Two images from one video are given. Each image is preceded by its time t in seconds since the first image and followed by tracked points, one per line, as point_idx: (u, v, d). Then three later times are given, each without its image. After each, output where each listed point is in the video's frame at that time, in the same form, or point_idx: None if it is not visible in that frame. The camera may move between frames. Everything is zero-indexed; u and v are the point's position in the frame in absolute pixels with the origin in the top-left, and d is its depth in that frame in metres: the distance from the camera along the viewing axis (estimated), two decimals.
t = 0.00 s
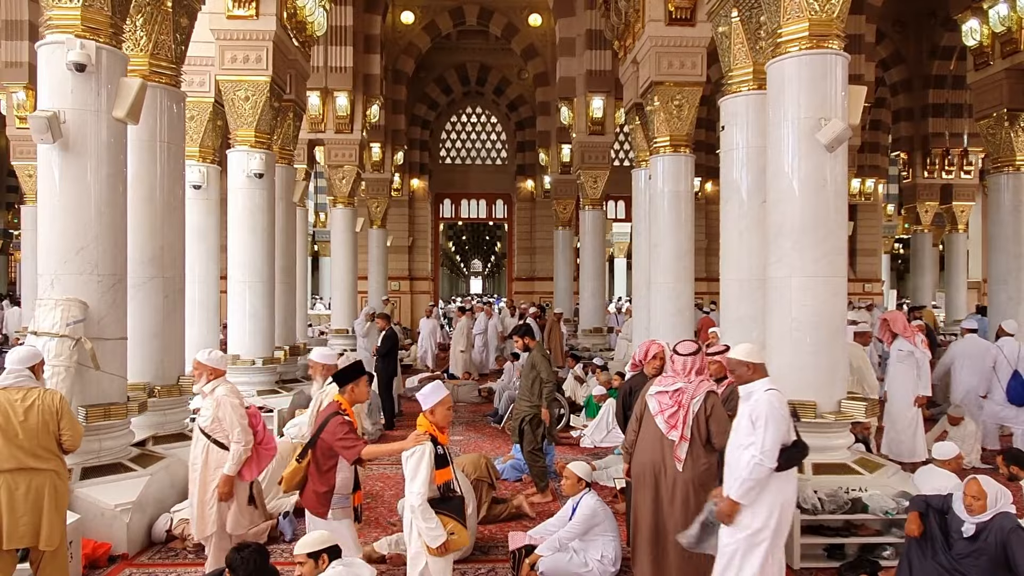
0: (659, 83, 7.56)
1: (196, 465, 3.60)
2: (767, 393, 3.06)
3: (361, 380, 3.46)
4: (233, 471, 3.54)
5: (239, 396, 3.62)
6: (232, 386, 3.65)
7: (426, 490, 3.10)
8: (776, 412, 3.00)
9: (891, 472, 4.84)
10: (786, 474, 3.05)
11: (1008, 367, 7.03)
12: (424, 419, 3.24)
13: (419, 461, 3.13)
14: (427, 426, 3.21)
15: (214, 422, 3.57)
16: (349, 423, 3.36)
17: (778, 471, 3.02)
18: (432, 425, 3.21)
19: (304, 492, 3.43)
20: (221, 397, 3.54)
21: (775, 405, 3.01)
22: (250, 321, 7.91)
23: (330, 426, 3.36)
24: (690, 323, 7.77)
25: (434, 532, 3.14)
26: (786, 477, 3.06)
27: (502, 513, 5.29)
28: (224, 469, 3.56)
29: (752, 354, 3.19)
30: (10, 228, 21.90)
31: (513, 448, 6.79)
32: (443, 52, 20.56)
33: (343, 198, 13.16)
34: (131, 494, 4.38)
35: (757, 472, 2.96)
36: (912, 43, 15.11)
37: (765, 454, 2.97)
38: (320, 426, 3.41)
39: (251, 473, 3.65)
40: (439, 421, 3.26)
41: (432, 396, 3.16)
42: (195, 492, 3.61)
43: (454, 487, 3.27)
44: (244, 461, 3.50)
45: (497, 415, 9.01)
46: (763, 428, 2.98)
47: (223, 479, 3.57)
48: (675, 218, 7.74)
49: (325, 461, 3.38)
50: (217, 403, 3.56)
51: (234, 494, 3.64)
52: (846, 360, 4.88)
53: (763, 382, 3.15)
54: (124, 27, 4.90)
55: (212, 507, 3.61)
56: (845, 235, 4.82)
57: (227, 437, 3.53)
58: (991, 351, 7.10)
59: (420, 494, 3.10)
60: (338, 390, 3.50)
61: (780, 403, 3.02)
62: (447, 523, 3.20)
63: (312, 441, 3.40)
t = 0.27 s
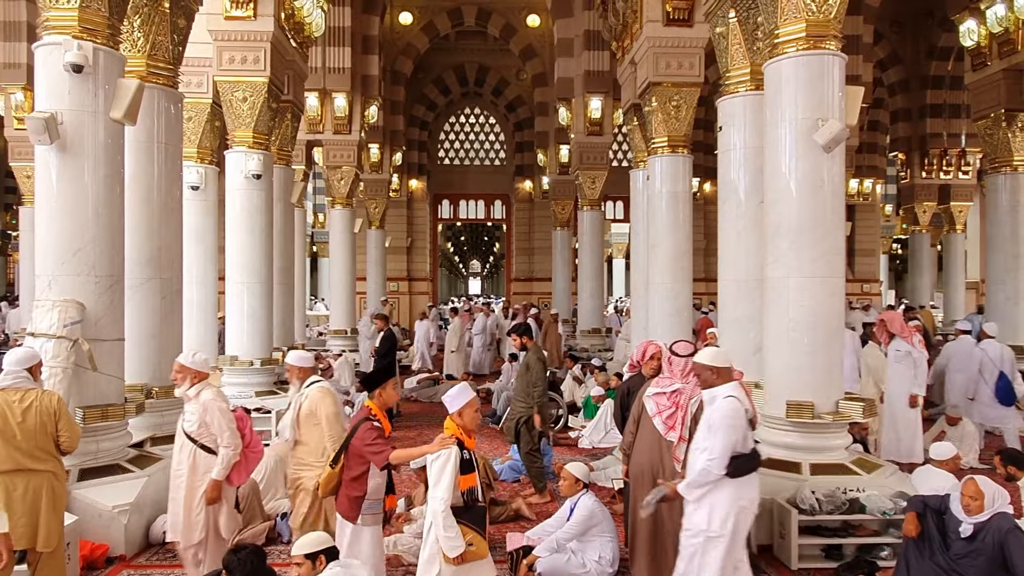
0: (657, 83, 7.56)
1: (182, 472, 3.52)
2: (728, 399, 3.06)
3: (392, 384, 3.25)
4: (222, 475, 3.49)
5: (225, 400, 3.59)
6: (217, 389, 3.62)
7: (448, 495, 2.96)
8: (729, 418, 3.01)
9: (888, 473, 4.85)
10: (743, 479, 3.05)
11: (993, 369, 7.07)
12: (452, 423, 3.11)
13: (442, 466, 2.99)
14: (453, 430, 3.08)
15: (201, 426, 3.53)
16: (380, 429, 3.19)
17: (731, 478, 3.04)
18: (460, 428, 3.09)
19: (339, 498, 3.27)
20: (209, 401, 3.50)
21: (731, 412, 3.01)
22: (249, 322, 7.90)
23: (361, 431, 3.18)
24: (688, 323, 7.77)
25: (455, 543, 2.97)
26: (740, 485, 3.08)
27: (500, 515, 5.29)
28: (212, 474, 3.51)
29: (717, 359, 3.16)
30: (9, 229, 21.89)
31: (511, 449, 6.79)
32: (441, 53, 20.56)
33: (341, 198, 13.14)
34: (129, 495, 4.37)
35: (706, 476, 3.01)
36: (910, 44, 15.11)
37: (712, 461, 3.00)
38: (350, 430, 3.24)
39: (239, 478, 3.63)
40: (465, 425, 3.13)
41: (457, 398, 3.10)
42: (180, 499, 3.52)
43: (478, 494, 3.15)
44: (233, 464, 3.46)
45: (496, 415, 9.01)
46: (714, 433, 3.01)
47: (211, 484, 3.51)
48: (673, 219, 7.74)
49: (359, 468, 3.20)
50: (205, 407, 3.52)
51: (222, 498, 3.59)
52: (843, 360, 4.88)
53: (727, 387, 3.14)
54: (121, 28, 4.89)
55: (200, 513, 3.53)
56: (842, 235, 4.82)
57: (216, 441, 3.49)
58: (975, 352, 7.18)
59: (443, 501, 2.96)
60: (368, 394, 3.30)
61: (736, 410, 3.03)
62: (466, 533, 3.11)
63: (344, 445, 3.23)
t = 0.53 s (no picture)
0: (649, 83, 7.57)
1: (159, 478, 3.44)
2: (683, 398, 3.23)
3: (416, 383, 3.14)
4: (201, 480, 3.41)
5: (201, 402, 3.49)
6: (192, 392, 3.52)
7: (472, 499, 2.82)
8: (681, 418, 3.17)
9: (877, 471, 4.87)
10: (697, 475, 3.23)
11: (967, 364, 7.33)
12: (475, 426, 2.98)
13: (465, 469, 2.83)
14: (476, 434, 2.96)
15: (178, 430, 3.46)
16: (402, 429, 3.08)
17: (683, 473, 3.22)
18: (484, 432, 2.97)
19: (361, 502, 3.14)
20: (184, 404, 3.41)
21: (684, 411, 3.18)
22: (239, 322, 7.86)
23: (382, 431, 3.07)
24: (679, 323, 7.79)
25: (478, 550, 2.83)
26: (693, 481, 3.25)
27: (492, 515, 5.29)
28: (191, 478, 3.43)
29: (677, 358, 3.35)
30: None
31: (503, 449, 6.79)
32: (433, 53, 20.52)
33: (333, 198, 13.09)
34: (118, 497, 4.33)
35: (659, 470, 3.21)
36: (900, 44, 15.14)
37: (665, 456, 3.19)
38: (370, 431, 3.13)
39: (219, 481, 3.54)
40: (488, 429, 3.00)
41: (482, 400, 2.98)
42: (158, 505, 3.45)
43: (501, 500, 2.99)
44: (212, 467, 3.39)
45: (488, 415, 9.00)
46: (668, 431, 3.19)
47: (190, 488, 3.44)
48: (665, 219, 7.75)
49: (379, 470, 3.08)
50: (179, 411, 3.42)
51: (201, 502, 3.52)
52: (833, 359, 4.90)
53: (684, 385, 3.32)
54: (110, 26, 4.85)
55: (179, 517, 3.48)
56: (832, 235, 4.85)
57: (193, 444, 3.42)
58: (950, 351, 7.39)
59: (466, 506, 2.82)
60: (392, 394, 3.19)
61: (690, 409, 3.19)
62: (490, 541, 2.93)
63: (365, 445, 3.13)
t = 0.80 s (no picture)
0: (627, 84, 7.59)
1: (108, 484, 3.35)
2: (631, 394, 3.29)
3: (434, 384, 3.11)
4: (153, 484, 3.35)
5: (155, 404, 3.46)
6: (142, 394, 3.47)
7: (487, 501, 2.75)
8: (626, 411, 3.24)
9: (851, 469, 4.93)
10: (644, 471, 3.26)
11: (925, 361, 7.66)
12: (482, 426, 2.94)
13: (479, 470, 2.77)
14: (484, 434, 2.91)
15: (129, 433, 3.38)
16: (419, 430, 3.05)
17: (631, 468, 3.26)
18: (490, 432, 2.92)
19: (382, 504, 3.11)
20: (137, 406, 3.37)
21: (630, 405, 3.25)
22: (215, 321, 7.76)
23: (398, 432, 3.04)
24: (657, 322, 7.83)
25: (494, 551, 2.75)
26: (641, 477, 3.27)
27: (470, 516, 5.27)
28: (143, 482, 3.37)
29: (632, 355, 3.43)
30: None
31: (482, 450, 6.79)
32: (412, 52, 20.45)
33: (311, 197, 12.98)
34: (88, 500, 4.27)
35: (605, 468, 3.28)
36: (874, 47, 15.30)
37: (608, 452, 3.27)
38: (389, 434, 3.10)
39: (169, 486, 3.50)
40: (497, 429, 2.97)
41: (488, 400, 2.94)
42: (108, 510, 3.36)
43: (511, 501, 2.93)
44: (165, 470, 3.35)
45: (467, 415, 8.97)
46: (612, 429, 3.27)
47: (141, 493, 3.37)
48: (643, 219, 7.79)
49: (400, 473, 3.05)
50: (131, 413, 3.38)
51: (152, 507, 3.46)
52: (808, 358, 4.96)
53: (634, 381, 3.38)
54: (81, 22, 4.76)
55: (128, 524, 3.39)
56: (807, 235, 4.90)
57: (146, 446, 3.37)
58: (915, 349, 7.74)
59: (481, 507, 2.74)
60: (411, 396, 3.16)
61: (635, 404, 3.25)
62: (505, 541, 2.85)
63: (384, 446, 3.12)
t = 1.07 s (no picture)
0: (594, 84, 7.63)
1: (45, 490, 3.26)
2: (568, 389, 3.33)
3: (442, 386, 3.05)
4: (93, 488, 3.29)
5: (92, 406, 3.37)
6: (77, 397, 3.38)
7: (497, 511, 2.74)
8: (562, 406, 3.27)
9: (812, 465, 5.02)
10: (577, 466, 3.29)
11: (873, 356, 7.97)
12: (471, 428, 2.87)
13: (487, 478, 2.75)
14: (476, 438, 2.85)
15: (65, 437, 3.29)
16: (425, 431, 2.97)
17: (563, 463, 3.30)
18: (485, 433, 2.86)
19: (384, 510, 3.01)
20: (73, 407, 3.28)
21: (566, 400, 3.28)
22: (177, 320, 7.61)
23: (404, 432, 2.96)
24: (624, 321, 7.89)
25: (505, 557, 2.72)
26: (574, 471, 3.31)
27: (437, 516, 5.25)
28: (82, 488, 3.30)
29: (577, 352, 3.43)
30: None
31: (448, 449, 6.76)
32: (379, 49, 20.30)
33: (277, 195, 12.80)
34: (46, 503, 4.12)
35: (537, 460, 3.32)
36: (836, 51, 15.55)
37: (541, 444, 3.29)
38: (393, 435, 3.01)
39: (110, 490, 3.45)
40: (489, 433, 2.91)
41: (479, 402, 2.86)
42: (44, 515, 3.27)
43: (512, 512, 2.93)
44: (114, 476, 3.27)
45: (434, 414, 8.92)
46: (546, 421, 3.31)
47: (81, 499, 3.30)
48: (610, 218, 7.84)
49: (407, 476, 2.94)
50: (66, 416, 3.28)
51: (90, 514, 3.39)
52: (771, 355, 5.03)
53: (573, 376, 3.41)
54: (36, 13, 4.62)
55: (65, 532, 3.30)
56: (770, 235, 4.97)
57: (84, 449, 3.29)
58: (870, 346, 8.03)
59: (493, 513, 2.74)
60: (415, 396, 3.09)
61: (571, 399, 3.28)
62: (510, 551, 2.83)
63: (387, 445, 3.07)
